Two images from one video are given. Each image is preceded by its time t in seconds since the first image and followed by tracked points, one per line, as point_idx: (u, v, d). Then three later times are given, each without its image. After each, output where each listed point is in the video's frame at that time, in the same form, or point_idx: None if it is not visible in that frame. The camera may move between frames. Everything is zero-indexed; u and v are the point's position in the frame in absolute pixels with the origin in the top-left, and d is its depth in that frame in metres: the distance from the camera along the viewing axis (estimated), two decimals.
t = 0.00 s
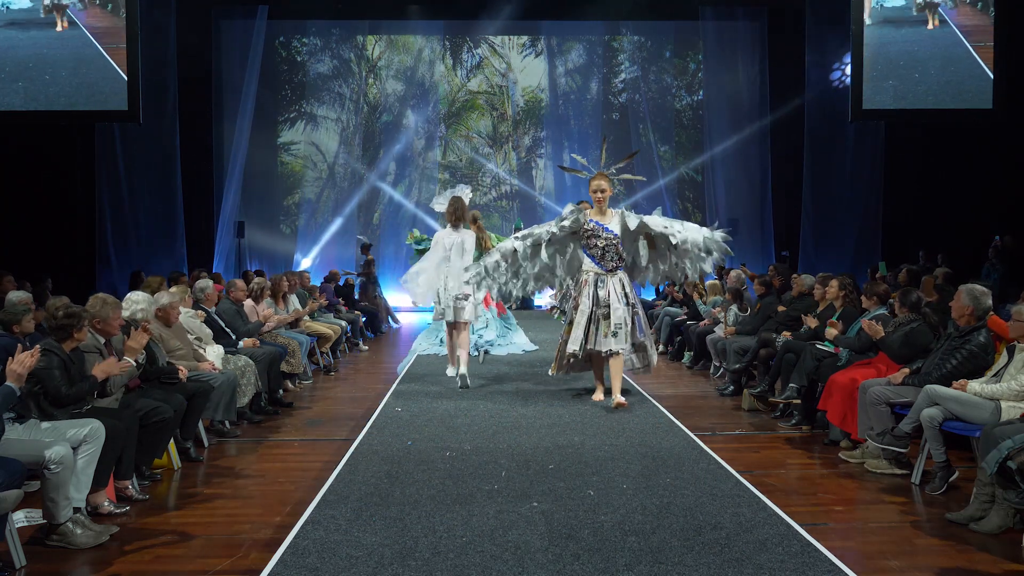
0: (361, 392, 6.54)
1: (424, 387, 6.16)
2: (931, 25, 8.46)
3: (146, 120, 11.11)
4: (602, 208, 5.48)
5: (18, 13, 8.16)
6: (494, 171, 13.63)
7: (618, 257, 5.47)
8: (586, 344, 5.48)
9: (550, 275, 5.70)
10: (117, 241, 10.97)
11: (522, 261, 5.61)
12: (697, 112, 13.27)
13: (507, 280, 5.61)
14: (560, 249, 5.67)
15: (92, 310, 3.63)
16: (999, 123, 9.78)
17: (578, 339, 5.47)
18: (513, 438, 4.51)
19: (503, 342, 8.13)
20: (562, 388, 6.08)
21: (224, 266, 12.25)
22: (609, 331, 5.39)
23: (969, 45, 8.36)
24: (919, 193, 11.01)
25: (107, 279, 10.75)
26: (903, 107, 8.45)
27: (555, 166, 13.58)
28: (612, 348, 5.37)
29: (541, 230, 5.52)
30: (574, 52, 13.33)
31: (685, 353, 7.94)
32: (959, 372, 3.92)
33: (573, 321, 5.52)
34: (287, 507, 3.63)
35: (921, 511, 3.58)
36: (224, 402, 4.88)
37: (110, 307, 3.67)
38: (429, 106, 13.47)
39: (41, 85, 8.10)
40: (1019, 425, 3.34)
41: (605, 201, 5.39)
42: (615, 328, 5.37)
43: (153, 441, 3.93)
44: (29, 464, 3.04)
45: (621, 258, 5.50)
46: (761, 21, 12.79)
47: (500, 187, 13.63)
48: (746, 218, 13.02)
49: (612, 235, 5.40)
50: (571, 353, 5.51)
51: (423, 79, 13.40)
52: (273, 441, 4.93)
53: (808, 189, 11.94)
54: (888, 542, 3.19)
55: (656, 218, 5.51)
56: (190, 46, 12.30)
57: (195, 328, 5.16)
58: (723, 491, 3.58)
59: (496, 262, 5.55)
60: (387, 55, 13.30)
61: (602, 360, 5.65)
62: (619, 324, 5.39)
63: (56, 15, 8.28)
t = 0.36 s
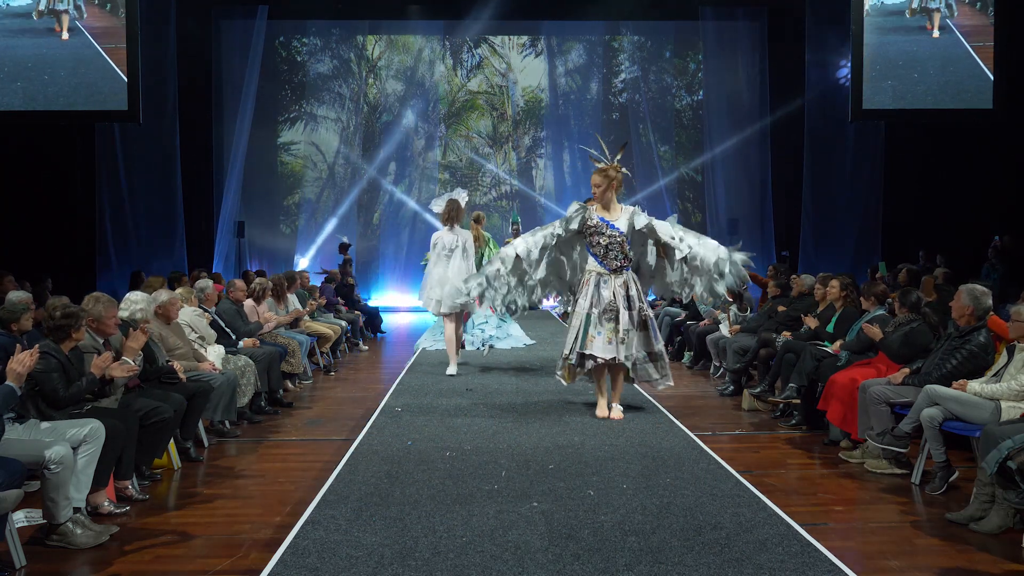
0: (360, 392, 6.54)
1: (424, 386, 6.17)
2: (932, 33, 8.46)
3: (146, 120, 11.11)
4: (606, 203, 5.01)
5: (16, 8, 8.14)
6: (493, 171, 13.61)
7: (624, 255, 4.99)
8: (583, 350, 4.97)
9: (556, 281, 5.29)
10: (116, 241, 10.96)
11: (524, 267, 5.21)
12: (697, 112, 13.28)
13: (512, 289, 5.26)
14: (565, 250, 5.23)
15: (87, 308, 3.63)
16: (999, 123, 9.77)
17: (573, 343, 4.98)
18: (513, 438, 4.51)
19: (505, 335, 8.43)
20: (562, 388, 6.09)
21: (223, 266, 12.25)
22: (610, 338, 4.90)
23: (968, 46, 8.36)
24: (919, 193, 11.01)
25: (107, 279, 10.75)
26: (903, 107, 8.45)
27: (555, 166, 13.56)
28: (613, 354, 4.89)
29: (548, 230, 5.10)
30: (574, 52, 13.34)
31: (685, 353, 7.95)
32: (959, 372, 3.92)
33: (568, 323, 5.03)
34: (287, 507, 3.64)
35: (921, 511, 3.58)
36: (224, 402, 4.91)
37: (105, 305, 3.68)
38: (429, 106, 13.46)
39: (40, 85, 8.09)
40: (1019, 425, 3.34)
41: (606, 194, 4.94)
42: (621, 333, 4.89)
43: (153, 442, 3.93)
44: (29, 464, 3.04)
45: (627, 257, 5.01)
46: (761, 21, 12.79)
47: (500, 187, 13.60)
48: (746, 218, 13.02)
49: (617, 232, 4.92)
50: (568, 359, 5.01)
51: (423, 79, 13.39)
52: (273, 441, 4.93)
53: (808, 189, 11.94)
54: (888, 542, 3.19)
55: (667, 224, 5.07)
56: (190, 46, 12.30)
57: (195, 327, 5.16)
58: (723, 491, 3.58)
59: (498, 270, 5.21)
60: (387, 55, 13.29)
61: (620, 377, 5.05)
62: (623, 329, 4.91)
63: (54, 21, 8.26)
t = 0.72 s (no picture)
0: (360, 392, 6.54)
1: (424, 387, 6.17)
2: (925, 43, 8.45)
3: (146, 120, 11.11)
4: (605, 198, 4.62)
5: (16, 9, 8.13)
6: (494, 172, 13.60)
7: (626, 255, 4.61)
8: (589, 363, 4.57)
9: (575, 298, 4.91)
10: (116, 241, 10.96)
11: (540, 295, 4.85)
12: (697, 112, 13.28)
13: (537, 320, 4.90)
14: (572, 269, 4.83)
15: (85, 307, 3.63)
16: (999, 122, 9.76)
17: (579, 355, 4.57)
18: (513, 439, 4.51)
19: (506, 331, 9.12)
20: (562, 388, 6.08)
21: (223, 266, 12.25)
22: (616, 346, 4.57)
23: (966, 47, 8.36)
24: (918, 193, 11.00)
25: (106, 279, 10.76)
26: (903, 106, 8.44)
27: (555, 166, 13.55)
28: (617, 366, 4.56)
29: (550, 245, 4.77)
30: (574, 52, 13.34)
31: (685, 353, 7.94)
32: (959, 372, 3.92)
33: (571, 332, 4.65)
34: (287, 507, 3.64)
35: (921, 511, 3.58)
36: (225, 401, 4.93)
37: (104, 304, 3.68)
38: (429, 106, 13.46)
39: (40, 85, 8.09)
40: (1019, 425, 3.34)
41: (605, 191, 4.54)
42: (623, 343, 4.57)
43: (153, 442, 3.93)
44: (29, 464, 3.04)
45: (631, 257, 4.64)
46: (761, 21, 12.80)
47: (500, 187, 13.58)
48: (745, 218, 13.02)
49: (617, 230, 4.54)
50: (573, 373, 4.59)
51: (423, 79, 13.39)
52: (273, 441, 4.93)
53: (808, 189, 11.95)
54: (888, 542, 3.19)
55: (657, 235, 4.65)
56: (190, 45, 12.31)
57: (196, 328, 5.16)
58: (723, 491, 3.58)
59: (514, 310, 4.85)
60: (387, 55, 13.29)
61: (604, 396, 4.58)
62: (627, 338, 4.58)
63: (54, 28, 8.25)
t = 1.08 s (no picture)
0: (360, 392, 6.54)
1: (424, 386, 6.17)
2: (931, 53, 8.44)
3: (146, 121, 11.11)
4: (611, 197, 4.09)
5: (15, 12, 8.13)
6: (494, 172, 13.60)
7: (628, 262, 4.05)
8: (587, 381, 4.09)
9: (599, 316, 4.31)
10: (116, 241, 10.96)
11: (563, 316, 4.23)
12: (697, 112, 13.28)
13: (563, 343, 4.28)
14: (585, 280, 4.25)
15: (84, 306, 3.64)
16: (999, 123, 9.76)
17: (574, 373, 4.08)
18: (513, 439, 4.51)
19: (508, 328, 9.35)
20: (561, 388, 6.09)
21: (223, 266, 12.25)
22: (615, 363, 4.01)
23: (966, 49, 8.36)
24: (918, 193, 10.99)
25: (106, 279, 10.76)
26: (903, 106, 8.43)
27: (555, 166, 13.55)
28: (616, 386, 3.98)
29: (557, 258, 4.19)
30: (574, 52, 13.33)
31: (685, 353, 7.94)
32: (959, 372, 3.93)
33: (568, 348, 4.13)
34: (287, 507, 3.64)
35: (921, 511, 3.58)
36: (225, 401, 4.93)
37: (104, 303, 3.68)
38: (429, 106, 13.46)
39: (40, 85, 8.09)
40: (1019, 425, 3.34)
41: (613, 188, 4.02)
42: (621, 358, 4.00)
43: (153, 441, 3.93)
44: (29, 464, 3.04)
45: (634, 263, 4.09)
46: (761, 21, 12.80)
47: (500, 187, 13.58)
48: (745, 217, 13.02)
49: (620, 233, 3.99)
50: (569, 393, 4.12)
51: (423, 79, 13.40)
52: (273, 441, 4.93)
53: (807, 189, 11.93)
54: (889, 542, 3.19)
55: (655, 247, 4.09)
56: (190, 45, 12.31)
57: (196, 328, 5.16)
58: (723, 491, 3.58)
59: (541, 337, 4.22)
60: (387, 55, 13.28)
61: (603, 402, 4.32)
62: (627, 354, 4.02)
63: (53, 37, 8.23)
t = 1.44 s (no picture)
0: (360, 392, 6.54)
1: (425, 386, 6.17)
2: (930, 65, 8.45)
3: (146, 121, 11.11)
4: (612, 188, 3.73)
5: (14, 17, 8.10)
6: (494, 171, 13.60)
7: (632, 259, 3.73)
8: (585, 389, 3.68)
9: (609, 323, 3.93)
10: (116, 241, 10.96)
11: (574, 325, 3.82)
12: (697, 112, 13.27)
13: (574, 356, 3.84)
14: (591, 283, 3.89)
15: (85, 305, 3.64)
16: (999, 123, 9.76)
17: (572, 379, 3.66)
18: (513, 438, 4.51)
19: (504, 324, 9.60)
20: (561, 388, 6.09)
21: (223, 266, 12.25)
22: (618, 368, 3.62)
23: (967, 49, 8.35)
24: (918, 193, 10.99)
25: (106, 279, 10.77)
26: (904, 106, 8.43)
27: (555, 167, 13.56)
28: (623, 393, 3.59)
29: (562, 257, 3.80)
30: (574, 52, 13.31)
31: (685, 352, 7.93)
32: (959, 372, 3.93)
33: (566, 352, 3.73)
34: (288, 507, 3.64)
35: (921, 511, 3.58)
36: (225, 401, 4.93)
37: (104, 302, 3.67)
38: (429, 106, 13.46)
39: (40, 85, 8.08)
40: (1019, 425, 3.34)
41: (615, 177, 3.66)
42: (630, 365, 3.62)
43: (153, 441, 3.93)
44: (29, 464, 3.03)
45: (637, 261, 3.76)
46: (761, 21, 12.79)
47: (500, 187, 13.58)
48: (745, 217, 13.03)
49: (624, 227, 3.66)
50: (567, 403, 3.69)
51: (423, 79, 13.41)
52: (273, 441, 4.93)
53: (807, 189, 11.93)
54: (889, 542, 3.19)
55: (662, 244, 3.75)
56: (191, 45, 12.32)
57: (197, 327, 5.16)
58: (723, 491, 3.58)
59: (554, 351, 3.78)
60: (387, 55, 13.27)
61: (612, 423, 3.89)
62: (634, 360, 3.65)
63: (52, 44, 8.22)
